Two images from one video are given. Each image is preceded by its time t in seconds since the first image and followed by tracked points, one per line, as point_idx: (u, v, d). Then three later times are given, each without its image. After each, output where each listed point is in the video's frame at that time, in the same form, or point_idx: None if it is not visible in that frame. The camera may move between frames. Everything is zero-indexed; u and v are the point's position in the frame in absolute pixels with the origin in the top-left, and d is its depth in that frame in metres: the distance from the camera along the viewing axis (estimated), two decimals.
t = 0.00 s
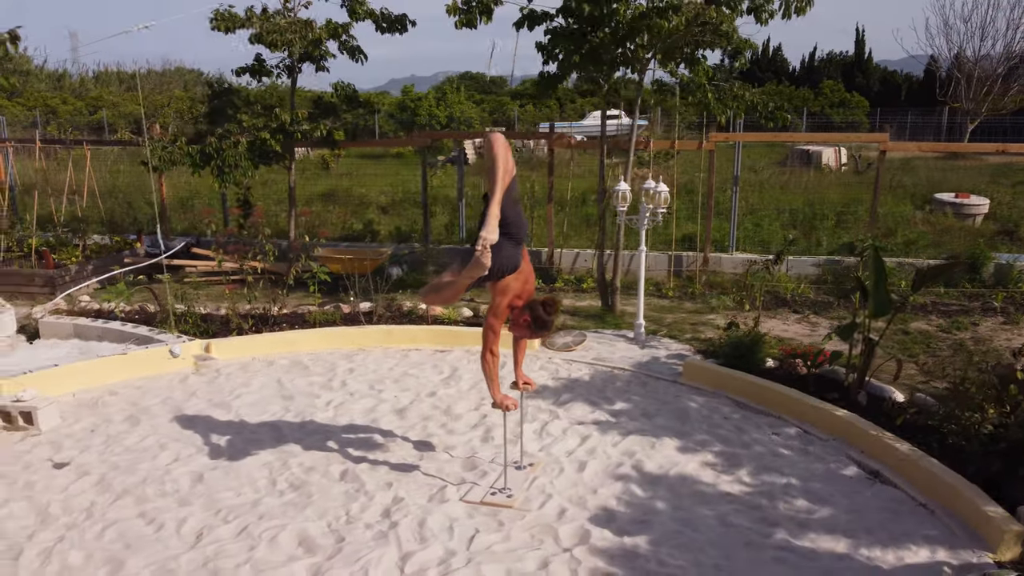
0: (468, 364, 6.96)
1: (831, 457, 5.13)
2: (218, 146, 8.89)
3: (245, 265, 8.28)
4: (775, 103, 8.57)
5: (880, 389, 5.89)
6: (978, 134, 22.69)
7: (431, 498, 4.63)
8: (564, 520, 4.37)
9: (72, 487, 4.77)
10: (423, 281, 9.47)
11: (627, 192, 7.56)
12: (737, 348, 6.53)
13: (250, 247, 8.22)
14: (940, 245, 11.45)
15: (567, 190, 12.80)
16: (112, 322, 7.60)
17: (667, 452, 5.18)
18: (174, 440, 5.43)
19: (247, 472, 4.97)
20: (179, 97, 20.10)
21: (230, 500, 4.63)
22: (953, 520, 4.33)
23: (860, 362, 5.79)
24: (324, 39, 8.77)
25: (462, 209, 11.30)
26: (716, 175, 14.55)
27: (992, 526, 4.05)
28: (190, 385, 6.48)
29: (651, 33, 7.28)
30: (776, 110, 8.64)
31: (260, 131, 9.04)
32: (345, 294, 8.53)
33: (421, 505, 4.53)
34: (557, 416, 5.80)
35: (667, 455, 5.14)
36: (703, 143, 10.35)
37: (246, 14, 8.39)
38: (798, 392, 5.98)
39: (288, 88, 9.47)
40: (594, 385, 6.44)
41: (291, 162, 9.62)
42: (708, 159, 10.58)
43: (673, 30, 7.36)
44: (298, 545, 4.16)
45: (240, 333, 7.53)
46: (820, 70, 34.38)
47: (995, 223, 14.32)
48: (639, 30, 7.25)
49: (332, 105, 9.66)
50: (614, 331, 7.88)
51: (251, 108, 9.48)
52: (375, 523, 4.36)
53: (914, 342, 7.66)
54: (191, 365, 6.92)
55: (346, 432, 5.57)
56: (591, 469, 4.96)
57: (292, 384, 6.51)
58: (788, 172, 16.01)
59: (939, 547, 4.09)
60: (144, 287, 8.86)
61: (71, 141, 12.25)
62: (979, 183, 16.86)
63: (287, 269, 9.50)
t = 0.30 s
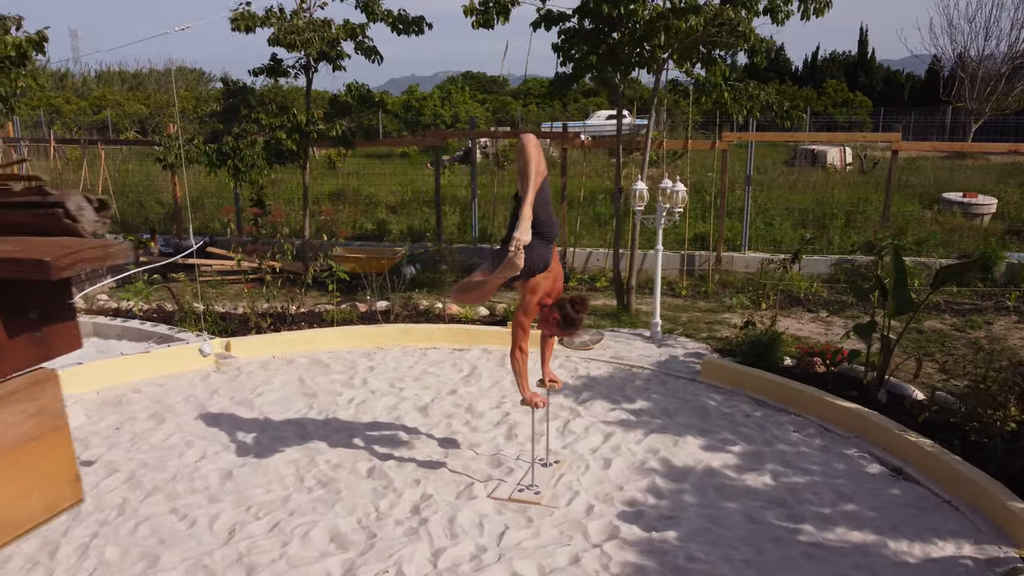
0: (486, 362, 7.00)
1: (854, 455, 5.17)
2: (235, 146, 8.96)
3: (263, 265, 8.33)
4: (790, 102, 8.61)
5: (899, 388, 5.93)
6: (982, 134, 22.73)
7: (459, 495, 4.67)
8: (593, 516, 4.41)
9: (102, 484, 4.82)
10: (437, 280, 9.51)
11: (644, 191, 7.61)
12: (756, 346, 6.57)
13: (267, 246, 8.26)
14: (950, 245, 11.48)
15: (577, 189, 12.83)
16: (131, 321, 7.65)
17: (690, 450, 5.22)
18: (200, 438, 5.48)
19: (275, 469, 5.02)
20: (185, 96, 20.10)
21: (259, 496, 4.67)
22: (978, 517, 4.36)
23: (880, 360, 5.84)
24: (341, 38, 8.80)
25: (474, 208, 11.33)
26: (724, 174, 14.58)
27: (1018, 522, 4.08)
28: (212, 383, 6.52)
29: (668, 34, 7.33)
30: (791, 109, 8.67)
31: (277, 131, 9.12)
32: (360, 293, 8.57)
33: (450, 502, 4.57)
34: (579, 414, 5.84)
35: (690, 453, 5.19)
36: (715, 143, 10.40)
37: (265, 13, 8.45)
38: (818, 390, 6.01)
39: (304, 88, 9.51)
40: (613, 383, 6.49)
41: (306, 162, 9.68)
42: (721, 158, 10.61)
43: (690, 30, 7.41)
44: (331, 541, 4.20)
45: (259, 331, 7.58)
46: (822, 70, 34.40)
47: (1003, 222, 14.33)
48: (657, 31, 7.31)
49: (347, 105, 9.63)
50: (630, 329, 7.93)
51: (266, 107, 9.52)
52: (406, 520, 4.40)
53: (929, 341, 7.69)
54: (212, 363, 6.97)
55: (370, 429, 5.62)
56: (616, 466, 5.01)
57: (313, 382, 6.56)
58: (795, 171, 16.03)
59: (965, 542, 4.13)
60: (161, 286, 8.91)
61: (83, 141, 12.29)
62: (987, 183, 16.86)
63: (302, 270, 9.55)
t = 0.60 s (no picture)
0: (496, 363, 7.01)
1: (866, 456, 5.18)
2: (244, 147, 9.01)
3: (272, 266, 8.36)
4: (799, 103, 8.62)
5: (910, 389, 5.95)
6: (984, 134, 22.72)
7: (473, 495, 4.69)
8: (607, 517, 4.42)
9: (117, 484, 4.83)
10: (444, 280, 9.53)
11: (654, 192, 7.61)
12: (766, 347, 6.57)
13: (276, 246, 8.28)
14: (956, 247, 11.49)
15: (583, 190, 12.84)
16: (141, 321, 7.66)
17: (703, 451, 5.24)
18: (213, 438, 5.50)
19: (289, 470, 5.03)
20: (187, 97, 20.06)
21: (274, 497, 4.68)
22: (991, 518, 4.37)
23: (891, 361, 5.85)
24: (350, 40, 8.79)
25: (480, 208, 11.34)
26: (728, 174, 14.58)
27: None
28: (223, 383, 6.54)
29: (677, 35, 7.35)
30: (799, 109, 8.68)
31: (285, 132, 9.17)
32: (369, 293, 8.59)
33: (465, 503, 4.58)
34: (590, 414, 5.86)
35: (703, 454, 5.20)
36: (722, 144, 10.41)
37: (275, 13, 8.48)
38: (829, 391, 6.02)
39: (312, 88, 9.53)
40: (624, 384, 6.49)
41: (314, 163, 9.71)
42: (729, 159, 10.61)
43: (700, 31, 7.43)
44: (347, 541, 4.21)
45: (269, 332, 7.60)
46: (824, 70, 34.35)
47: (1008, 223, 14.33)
48: (666, 32, 7.32)
49: (356, 106, 9.58)
50: (639, 330, 7.95)
51: (274, 108, 9.54)
52: (421, 520, 4.41)
53: (937, 341, 7.69)
54: (222, 364, 6.98)
55: (382, 430, 5.63)
56: (629, 467, 5.02)
57: (324, 383, 6.57)
58: (800, 171, 16.04)
59: (980, 543, 4.14)
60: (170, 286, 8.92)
61: (89, 141, 12.29)
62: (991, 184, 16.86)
63: (310, 270, 9.56)
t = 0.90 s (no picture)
0: (501, 364, 7.00)
1: (874, 458, 5.17)
2: (248, 147, 9.01)
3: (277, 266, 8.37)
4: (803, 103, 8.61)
5: (917, 390, 5.92)
6: (986, 134, 22.70)
7: (481, 497, 4.67)
8: (615, 519, 4.41)
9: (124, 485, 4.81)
10: (448, 280, 9.52)
11: (658, 193, 7.60)
12: (772, 348, 6.54)
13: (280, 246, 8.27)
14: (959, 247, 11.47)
15: (586, 189, 12.84)
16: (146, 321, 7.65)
17: (710, 452, 5.22)
18: (218, 439, 5.48)
19: (295, 471, 5.01)
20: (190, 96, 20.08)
21: (281, 499, 4.67)
22: (1001, 520, 4.35)
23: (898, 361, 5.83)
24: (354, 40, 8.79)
25: (483, 208, 11.33)
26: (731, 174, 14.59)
27: None
28: (228, 384, 6.52)
29: (681, 36, 7.34)
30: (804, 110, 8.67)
31: (289, 132, 9.22)
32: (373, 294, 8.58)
33: (472, 505, 4.57)
34: (596, 416, 5.85)
35: (710, 455, 5.18)
36: (726, 144, 10.41)
37: (279, 14, 8.47)
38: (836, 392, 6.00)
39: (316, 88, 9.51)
40: (629, 385, 6.48)
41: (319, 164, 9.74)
42: (732, 159, 10.59)
43: (705, 31, 7.42)
44: (355, 544, 4.20)
45: (274, 332, 7.59)
46: (826, 70, 34.31)
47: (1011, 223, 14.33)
48: (671, 33, 7.31)
49: (359, 106, 9.73)
50: (643, 331, 7.93)
51: (278, 107, 9.52)
52: (429, 522, 4.40)
53: (942, 342, 7.68)
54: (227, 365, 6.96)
55: (388, 431, 5.62)
56: (636, 468, 5.01)
57: (329, 383, 6.56)
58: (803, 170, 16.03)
59: (990, 545, 4.12)
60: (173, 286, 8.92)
61: (93, 141, 12.31)
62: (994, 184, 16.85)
63: (314, 270, 9.56)
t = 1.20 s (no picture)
0: (503, 365, 6.99)
1: (878, 459, 5.15)
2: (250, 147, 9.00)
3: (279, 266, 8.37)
4: (806, 102, 8.59)
5: (921, 392, 5.90)
6: (988, 134, 22.67)
7: (483, 499, 4.66)
8: (619, 521, 4.39)
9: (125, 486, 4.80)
10: (449, 280, 9.52)
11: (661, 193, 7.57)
12: (775, 348, 6.52)
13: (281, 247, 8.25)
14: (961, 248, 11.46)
15: (588, 189, 12.83)
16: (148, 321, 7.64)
17: (713, 453, 5.21)
18: (220, 440, 5.47)
19: (297, 473, 5.00)
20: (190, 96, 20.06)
21: (284, 500, 4.66)
22: (1006, 522, 4.34)
23: (901, 363, 5.82)
24: (356, 40, 8.77)
25: (485, 208, 11.33)
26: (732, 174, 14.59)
27: None
28: (230, 384, 6.51)
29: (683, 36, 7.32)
30: (807, 109, 8.65)
31: (291, 132, 9.22)
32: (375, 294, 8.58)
33: (475, 506, 4.56)
34: (599, 417, 5.83)
35: (714, 457, 5.17)
36: (728, 144, 10.40)
37: (281, 13, 8.46)
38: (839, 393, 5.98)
39: (318, 88, 9.50)
40: (632, 386, 6.47)
41: (320, 164, 9.74)
42: (735, 159, 10.58)
43: (707, 31, 7.40)
44: (358, 545, 4.19)
45: (275, 333, 7.58)
46: (826, 70, 34.29)
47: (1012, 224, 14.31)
48: (674, 33, 7.30)
49: (360, 106, 9.69)
50: (645, 331, 7.93)
51: (280, 107, 9.52)
52: (432, 524, 4.39)
53: (945, 342, 7.66)
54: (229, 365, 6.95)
55: (391, 433, 5.61)
56: (639, 470, 4.99)
57: (331, 384, 6.55)
58: (804, 170, 16.04)
59: (995, 548, 4.11)
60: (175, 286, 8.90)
61: (94, 141, 12.30)
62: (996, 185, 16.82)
63: (315, 270, 9.56)
